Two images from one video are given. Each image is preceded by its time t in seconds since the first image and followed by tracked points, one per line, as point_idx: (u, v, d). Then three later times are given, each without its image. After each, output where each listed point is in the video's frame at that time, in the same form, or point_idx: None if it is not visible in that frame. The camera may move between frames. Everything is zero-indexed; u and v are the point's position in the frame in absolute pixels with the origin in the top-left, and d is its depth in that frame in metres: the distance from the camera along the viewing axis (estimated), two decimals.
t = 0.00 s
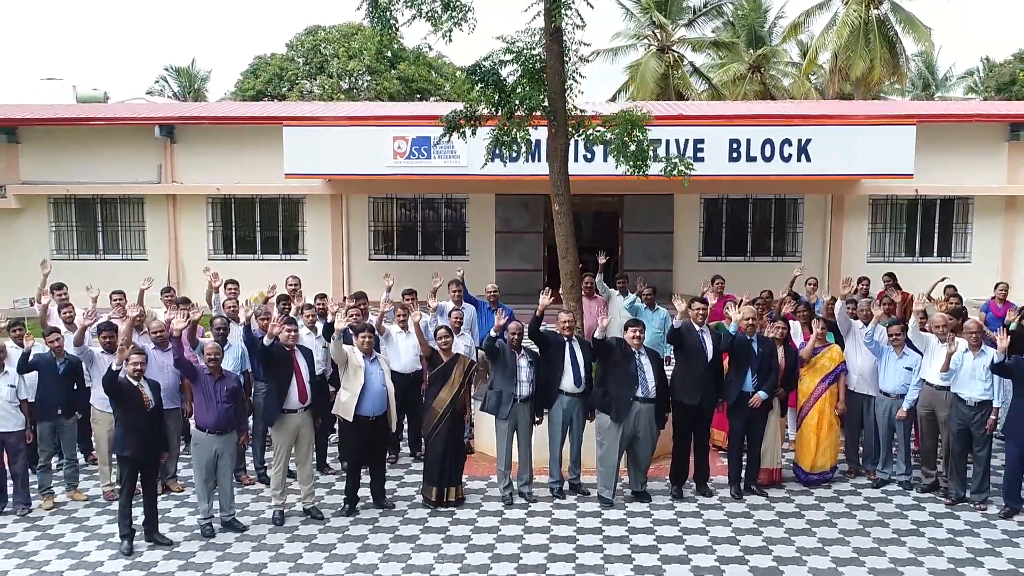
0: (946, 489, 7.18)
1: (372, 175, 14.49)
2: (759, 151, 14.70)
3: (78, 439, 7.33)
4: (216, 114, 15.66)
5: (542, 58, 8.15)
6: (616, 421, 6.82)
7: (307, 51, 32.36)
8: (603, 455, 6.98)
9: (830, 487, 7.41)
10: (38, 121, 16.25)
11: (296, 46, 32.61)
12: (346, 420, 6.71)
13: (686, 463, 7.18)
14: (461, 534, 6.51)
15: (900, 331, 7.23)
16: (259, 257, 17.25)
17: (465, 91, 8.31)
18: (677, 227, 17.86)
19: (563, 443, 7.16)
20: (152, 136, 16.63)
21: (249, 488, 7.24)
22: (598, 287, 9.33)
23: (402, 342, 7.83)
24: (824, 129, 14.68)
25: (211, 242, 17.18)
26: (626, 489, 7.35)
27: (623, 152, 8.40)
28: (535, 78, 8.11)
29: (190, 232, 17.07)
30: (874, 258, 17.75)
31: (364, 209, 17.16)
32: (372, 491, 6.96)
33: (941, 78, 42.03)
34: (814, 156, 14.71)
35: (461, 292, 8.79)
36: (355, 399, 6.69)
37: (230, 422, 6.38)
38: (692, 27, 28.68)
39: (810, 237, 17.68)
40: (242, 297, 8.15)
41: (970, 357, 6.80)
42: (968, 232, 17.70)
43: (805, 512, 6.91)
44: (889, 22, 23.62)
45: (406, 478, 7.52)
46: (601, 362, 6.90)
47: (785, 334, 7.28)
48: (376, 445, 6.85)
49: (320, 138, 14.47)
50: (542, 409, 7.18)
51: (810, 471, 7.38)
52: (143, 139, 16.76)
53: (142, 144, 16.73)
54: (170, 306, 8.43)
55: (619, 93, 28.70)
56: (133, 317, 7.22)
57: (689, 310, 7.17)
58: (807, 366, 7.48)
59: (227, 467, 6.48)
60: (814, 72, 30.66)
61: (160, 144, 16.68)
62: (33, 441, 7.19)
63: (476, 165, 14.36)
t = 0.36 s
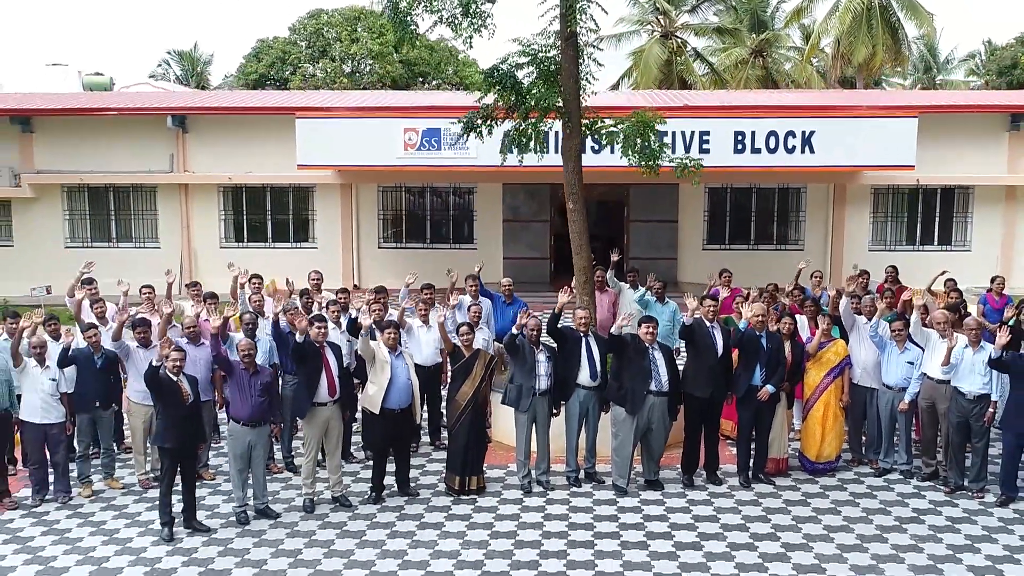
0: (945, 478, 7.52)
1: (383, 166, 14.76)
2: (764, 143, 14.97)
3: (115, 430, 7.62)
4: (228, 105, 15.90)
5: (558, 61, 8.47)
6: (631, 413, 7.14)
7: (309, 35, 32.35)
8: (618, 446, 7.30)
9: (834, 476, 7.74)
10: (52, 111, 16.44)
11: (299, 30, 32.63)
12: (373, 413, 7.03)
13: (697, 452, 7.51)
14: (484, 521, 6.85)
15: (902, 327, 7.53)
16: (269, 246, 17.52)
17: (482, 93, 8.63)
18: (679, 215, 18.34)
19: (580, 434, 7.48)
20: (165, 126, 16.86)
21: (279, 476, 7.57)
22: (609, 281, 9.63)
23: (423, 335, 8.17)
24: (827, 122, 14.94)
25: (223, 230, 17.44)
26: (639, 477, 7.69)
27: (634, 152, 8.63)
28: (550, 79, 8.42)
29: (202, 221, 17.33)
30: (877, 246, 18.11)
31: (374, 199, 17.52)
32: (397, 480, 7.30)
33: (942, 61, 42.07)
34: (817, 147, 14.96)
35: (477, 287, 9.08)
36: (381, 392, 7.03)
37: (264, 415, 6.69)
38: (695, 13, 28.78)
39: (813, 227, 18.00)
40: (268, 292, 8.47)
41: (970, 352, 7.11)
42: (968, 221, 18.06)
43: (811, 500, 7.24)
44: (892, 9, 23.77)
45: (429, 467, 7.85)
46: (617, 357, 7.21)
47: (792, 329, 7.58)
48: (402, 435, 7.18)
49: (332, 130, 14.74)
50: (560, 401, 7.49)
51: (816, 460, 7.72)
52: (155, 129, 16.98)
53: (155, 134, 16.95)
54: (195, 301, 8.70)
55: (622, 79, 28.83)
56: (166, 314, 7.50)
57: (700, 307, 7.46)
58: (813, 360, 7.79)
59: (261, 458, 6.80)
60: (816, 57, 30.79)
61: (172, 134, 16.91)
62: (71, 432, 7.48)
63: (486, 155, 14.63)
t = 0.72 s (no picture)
0: (944, 468, 7.87)
1: (395, 159, 15.02)
2: (769, 135, 15.26)
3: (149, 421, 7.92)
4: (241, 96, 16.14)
5: (573, 66, 8.86)
6: (645, 407, 7.47)
7: (312, 18, 32.32)
8: (632, 438, 7.64)
9: (839, 466, 8.09)
10: (66, 102, 16.67)
11: (301, 14, 32.64)
12: (398, 407, 7.35)
13: (708, 444, 7.84)
14: (505, 510, 7.20)
15: (905, 323, 7.83)
16: (281, 234, 17.90)
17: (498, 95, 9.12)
18: (686, 205, 18.59)
19: (595, 426, 7.81)
20: (177, 117, 17.09)
21: (307, 465, 7.91)
22: (621, 275, 9.94)
23: (444, 330, 8.49)
24: (831, 115, 15.28)
25: (235, 219, 17.78)
26: (652, 467, 8.03)
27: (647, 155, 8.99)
28: (566, 83, 8.81)
29: (214, 210, 17.66)
30: (879, 236, 18.52)
31: (384, 188, 17.86)
32: (421, 469, 7.65)
33: (945, 44, 42.03)
34: (822, 140, 15.29)
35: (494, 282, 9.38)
36: (406, 386, 7.34)
37: (296, 409, 7.00)
38: None
39: (816, 217, 18.44)
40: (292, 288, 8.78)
41: (970, 348, 7.44)
42: (969, 210, 18.42)
43: (817, 489, 7.58)
44: None
45: (450, 456, 8.20)
46: (631, 353, 7.52)
47: (799, 325, 7.89)
48: (425, 427, 7.51)
49: (345, 122, 15.01)
50: (576, 395, 7.81)
51: (821, 451, 8.07)
52: (167, 120, 17.21)
53: (167, 125, 17.18)
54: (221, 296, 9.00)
55: (626, 64, 28.94)
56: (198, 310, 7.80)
57: (712, 304, 7.77)
58: (819, 355, 8.11)
59: (293, 450, 7.13)
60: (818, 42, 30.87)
61: (184, 125, 17.14)
62: (108, 423, 7.79)
63: (495, 148, 14.83)
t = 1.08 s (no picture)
0: (938, 462, 8.24)
1: (402, 152, 15.28)
2: (769, 129, 15.57)
3: (175, 416, 8.23)
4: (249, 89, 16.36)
5: (582, 71, 9.16)
6: (653, 404, 7.80)
7: (311, 3, 32.34)
8: (640, 433, 7.99)
9: (837, 459, 8.45)
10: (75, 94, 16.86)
11: None
12: (416, 403, 7.69)
13: (712, 438, 8.20)
14: (519, 503, 7.55)
15: (902, 323, 8.16)
16: (288, 224, 18.21)
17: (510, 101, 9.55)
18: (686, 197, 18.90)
19: (605, 422, 8.16)
20: (185, 109, 17.30)
21: (329, 459, 8.26)
22: (627, 272, 10.27)
23: (458, 328, 8.78)
24: (831, 109, 15.59)
25: (242, 209, 18.06)
26: (659, 460, 8.39)
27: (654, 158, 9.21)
28: (575, 87, 9.12)
29: (221, 201, 17.92)
30: (877, 226, 18.86)
31: (389, 179, 18.11)
32: (438, 463, 7.99)
33: (942, 27, 42.11)
34: (821, 134, 15.62)
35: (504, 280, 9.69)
36: (424, 384, 7.67)
37: (320, 407, 7.33)
38: None
39: (815, 208, 18.77)
40: (311, 286, 9.08)
41: (963, 349, 7.77)
42: (965, 201, 18.75)
43: (817, 482, 7.94)
44: None
45: (465, 449, 8.55)
46: (639, 352, 7.84)
47: (800, 325, 8.22)
48: (441, 423, 7.84)
49: (353, 116, 15.28)
50: (586, 392, 8.15)
51: (820, 444, 8.43)
52: (175, 111, 17.42)
53: (175, 116, 17.39)
54: (242, 294, 9.31)
55: (626, 50, 29.07)
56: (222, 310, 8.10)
57: (717, 305, 8.09)
58: (818, 353, 8.45)
59: (317, 446, 7.47)
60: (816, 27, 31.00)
61: (191, 116, 17.35)
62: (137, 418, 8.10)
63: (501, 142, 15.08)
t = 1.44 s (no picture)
0: (927, 456, 8.61)
1: (404, 146, 15.54)
2: (765, 124, 15.90)
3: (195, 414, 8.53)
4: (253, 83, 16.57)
5: (585, 78, 9.69)
6: (655, 401, 8.14)
7: None
8: (643, 429, 8.34)
9: (832, 453, 8.82)
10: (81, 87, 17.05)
11: None
12: (429, 401, 8.02)
13: (712, 433, 8.56)
14: (528, 497, 7.89)
15: (894, 323, 8.50)
16: (291, 215, 18.46)
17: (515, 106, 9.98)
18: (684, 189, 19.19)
19: (609, 418, 8.50)
20: (188, 101, 17.49)
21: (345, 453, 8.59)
22: (628, 271, 10.60)
23: (466, 327, 9.09)
24: (826, 104, 15.92)
25: (245, 201, 18.29)
26: (660, 455, 8.74)
27: (654, 162, 9.69)
28: (579, 93, 9.64)
29: (225, 193, 18.14)
30: (870, 217, 19.20)
31: (391, 170, 18.34)
32: (450, 458, 8.33)
33: (936, 9, 42.07)
34: (816, 128, 15.94)
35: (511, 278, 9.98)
36: (436, 383, 7.99)
37: (337, 406, 7.64)
38: None
39: (810, 199, 19.08)
40: (322, 285, 9.38)
41: (952, 349, 8.11)
42: (957, 191, 19.10)
43: (812, 476, 8.30)
44: None
45: (475, 444, 8.89)
46: (643, 352, 8.16)
47: (796, 324, 8.56)
48: (452, 419, 8.17)
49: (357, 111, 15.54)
50: (591, 390, 8.48)
51: (816, 439, 8.80)
52: (178, 104, 17.59)
53: (178, 108, 17.57)
54: (256, 292, 9.60)
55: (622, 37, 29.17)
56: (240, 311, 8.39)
57: (717, 306, 8.41)
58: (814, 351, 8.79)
59: (334, 443, 7.79)
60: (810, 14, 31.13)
61: (195, 109, 17.53)
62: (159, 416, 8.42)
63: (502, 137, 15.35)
